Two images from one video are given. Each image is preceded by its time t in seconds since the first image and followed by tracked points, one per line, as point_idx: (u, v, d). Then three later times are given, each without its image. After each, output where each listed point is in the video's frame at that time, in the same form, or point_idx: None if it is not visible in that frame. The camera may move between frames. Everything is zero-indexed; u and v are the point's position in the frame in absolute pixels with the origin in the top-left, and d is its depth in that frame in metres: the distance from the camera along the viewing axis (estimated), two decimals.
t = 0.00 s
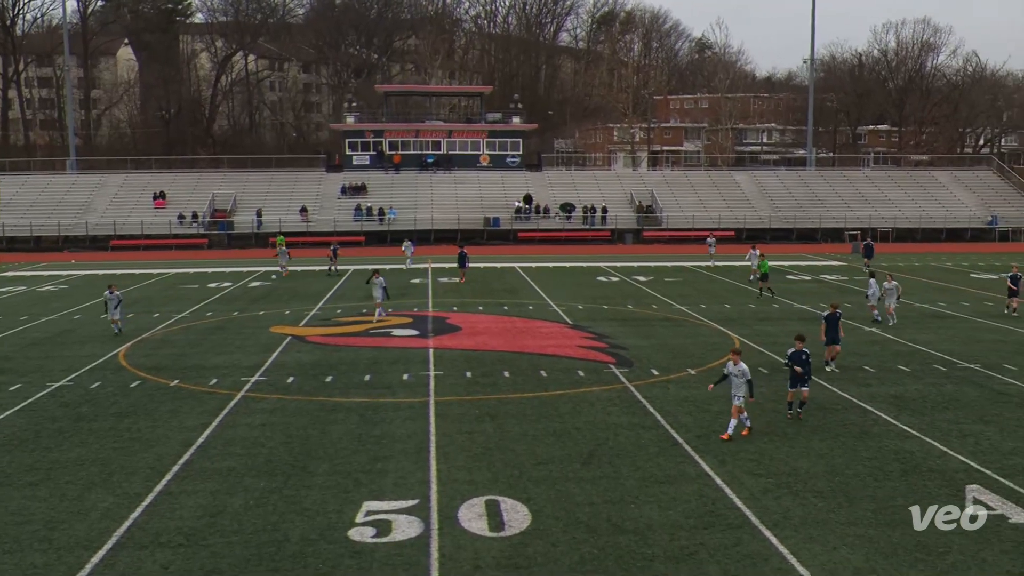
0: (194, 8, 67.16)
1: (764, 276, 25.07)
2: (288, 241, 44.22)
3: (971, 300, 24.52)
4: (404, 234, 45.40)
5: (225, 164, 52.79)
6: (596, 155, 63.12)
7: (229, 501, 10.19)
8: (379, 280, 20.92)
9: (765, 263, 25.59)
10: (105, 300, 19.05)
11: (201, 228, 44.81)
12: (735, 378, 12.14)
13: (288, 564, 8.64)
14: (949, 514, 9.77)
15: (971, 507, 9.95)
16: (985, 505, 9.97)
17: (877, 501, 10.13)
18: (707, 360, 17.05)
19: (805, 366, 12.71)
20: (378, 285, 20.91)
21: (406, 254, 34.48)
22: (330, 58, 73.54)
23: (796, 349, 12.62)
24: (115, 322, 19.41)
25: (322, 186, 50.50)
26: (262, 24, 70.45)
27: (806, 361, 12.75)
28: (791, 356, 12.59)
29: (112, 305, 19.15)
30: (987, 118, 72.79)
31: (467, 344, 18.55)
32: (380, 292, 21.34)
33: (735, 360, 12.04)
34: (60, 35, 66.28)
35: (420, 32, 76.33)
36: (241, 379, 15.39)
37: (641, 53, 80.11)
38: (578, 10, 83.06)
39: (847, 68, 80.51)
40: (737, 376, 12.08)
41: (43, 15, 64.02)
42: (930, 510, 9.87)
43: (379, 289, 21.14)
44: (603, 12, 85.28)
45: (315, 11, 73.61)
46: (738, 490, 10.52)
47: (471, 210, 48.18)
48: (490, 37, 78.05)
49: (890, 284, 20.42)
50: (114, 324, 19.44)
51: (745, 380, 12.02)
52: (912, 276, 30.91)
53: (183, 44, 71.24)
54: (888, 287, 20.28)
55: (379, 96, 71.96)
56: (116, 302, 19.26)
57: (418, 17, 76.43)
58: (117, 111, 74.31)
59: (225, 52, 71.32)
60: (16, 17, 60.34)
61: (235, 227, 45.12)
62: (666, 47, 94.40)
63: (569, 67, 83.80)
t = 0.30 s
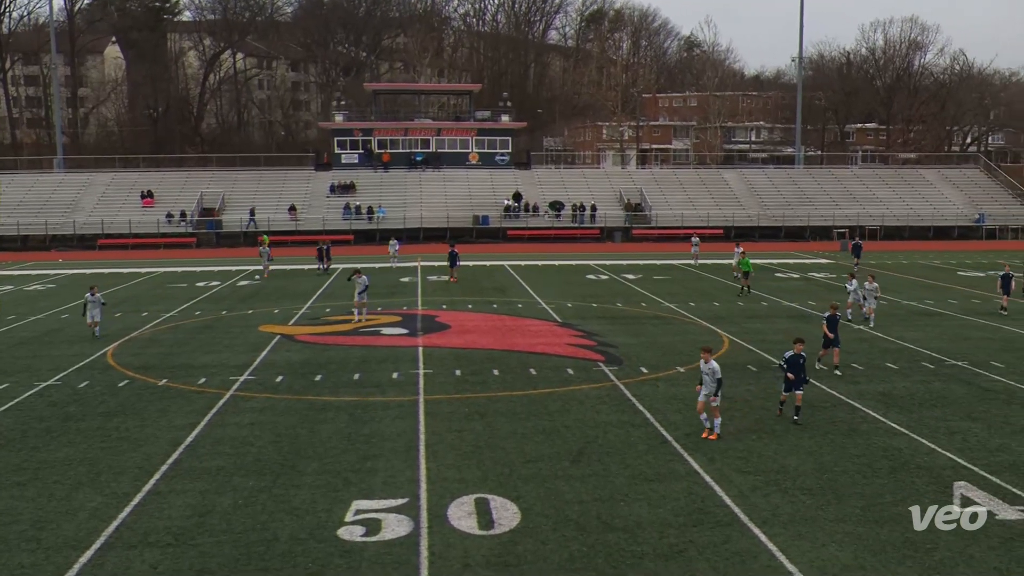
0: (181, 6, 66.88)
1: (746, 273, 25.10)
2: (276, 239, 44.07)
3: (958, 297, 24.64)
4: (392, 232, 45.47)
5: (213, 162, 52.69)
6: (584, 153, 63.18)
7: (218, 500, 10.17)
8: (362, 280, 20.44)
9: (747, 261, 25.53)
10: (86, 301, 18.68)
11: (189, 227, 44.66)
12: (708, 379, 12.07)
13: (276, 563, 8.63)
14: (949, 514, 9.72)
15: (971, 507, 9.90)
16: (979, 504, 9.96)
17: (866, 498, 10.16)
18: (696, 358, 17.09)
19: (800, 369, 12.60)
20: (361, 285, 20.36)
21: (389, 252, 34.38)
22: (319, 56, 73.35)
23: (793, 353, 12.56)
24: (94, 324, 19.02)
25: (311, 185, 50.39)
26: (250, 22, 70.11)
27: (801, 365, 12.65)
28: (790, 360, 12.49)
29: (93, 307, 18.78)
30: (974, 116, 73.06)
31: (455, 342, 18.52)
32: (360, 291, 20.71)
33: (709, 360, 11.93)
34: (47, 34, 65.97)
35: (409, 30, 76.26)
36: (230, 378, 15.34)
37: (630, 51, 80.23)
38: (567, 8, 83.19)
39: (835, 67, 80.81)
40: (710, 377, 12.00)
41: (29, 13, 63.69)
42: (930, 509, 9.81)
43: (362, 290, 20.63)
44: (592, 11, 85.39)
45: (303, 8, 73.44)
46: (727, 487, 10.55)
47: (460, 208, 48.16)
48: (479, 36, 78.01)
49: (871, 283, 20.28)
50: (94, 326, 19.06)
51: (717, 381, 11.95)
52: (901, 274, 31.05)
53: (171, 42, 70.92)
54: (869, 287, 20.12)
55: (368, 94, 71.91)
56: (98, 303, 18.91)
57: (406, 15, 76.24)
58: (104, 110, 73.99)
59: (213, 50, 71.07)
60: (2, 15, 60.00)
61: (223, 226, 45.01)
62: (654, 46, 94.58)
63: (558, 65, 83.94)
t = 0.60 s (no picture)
0: (174, 4, 66.68)
1: (730, 272, 25.10)
2: (270, 237, 43.88)
3: (951, 297, 24.70)
4: (385, 231, 45.46)
5: (206, 160, 52.62)
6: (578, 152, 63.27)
7: (212, 499, 10.15)
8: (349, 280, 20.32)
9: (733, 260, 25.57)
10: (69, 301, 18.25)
11: (182, 225, 44.54)
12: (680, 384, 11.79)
13: (270, 562, 8.61)
14: (948, 514, 9.71)
15: (971, 507, 9.88)
16: (975, 503, 9.97)
17: (860, 497, 10.17)
18: (689, 357, 17.11)
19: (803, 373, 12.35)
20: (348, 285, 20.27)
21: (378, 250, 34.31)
22: (313, 55, 72.94)
23: (795, 354, 12.27)
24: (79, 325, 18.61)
25: (305, 183, 50.31)
26: (244, 20, 69.77)
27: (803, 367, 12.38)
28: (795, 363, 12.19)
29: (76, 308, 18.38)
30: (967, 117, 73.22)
31: (448, 341, 18.50)
32: (348, 292, 20.71)
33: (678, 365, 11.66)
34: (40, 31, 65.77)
35: (403, 29, 76.15)
36: (223, 377, 15.31)
37: (624, 50, 80.34)
38: (561, 7, 83.35)
39: (829, 66, 80.94)
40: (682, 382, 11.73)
41: (21, 10, 63.45)
42: (930, 509, 9.80)
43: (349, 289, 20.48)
44: (586, 10, 85.48)
45: (297, 6, 73.31)
46: (721, 486, 10.55)
47: (454, 207, 48.15)
48: (473, 35, 77.97)
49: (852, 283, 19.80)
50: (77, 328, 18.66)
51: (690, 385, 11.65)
52: (893, 273, 31.13)
53: (164, 40, 70.69)
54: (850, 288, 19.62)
55: (361, 93, 71.92)
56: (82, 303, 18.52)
57: (400, 13, 76.03)
58: (97, 107, 73.78)
59: (206, 47, 70.85)
60: None
61: (216, 225, 44.93)
62: (648, 45, 94.63)
63: (552, 64, 84.06)
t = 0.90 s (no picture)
0: (170, 4, 66.65)
1: (719, 273, 24.99)
2: (266, 238, 43.98)
3: (947, 297, 24.73)
4: (382, 232, 45.49)
5: (202, 161, 52.61)
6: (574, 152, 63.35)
7: (208, 500, 10.13)
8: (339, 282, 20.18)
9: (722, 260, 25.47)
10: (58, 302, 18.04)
11: (179, 226, 44.51)
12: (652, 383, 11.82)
13: (266, 563, 8.61)
14: (948, 514, 9.72)
15: (970, 507, 9.90)
16: (972, 503, 10.00)
17: (856, 497, 10.19)
18: (686, 357, 17.14)
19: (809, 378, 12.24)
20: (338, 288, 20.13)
21: (374, 251, 34.30)
22: (309, 55, 73.35)
23: (801, 359, 12.13)
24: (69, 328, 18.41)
25: (302, 184, 50.29)
26: (240, 20, 69.74)
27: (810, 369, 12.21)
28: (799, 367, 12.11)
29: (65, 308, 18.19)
30: (962, 117, 73.26)
31: (444, 342, 18.48)
32: (339, 295, 20.64)
33: (653, 363, 11.72)
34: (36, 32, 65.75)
35: (399, 30, 76.08)
36: (220, 378, 15.30)
37: (620, 51, 80.30)
38: (557, 7, 83.34)
39: (825, 67, 80.97)
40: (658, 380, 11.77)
41: (17, 11, 63.40)
42: (930, 510, 9.82)
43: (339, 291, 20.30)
44: (582, 10, 85.60)
45: (293, 7, 73.25)
46: (717, 487, 10.56)
47: (451, 207, 48.15)
48: (469, 35, 77.92)
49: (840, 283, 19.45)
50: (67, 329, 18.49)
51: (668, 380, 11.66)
52: (890, 273, 31.16)
53: (160, 41, 70.62)
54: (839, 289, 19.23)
55: (358, 93, 71.94)
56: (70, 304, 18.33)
57: (396, 14, 75.99)
58: (93, 108, 73.73)
59: (202, 48, 70.75)
60: None
61: (213, 225, 44.91)
62: (644, 46, 94.64)
63: (548, 64, 84.01)
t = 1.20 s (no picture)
0: (169, 5, 66.56)
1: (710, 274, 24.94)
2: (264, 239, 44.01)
3: (946, 297, 24.74)
4: (380, 232, 45.49)
5: (201, 161, 52.62)
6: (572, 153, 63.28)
7: (207, 501, 10.13)
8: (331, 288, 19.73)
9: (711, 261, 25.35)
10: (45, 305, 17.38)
11: (177, 226, 44.47)
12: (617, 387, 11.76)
13: (265, 563, 8.61)
14: (948, 514, 9.72)
15: (971, 507, 9.90)
16: (970, 501, 10.04)
17: (855, 497, 10.20)
18: (684, 357, 17.14)
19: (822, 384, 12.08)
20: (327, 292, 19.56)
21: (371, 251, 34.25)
22: (307, 56, 73.18)
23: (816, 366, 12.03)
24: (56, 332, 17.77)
25: (300, 184, 50.27)
26: (239, 21, 69.60)
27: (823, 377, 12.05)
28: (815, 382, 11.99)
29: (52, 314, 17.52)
30: (961, 117, 73.29)
31: (443, 342, 18.48)
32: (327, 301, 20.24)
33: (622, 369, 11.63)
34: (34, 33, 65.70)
35: (398, 30, 76.01)
36: (218, 378, 15.30)
37: (619, 51, 80.28)
38: (556, 7, 83.27)
39: (823, 67, 80.96)
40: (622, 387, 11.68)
41: (15, 11, 63.32)
42: (930, 510, 9.81)
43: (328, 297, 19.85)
44: (580, 10, 85.53)
45: (291, 7, 73.14)
46: (716, 486, 10.57)
47: (450, 208, 48.14)
48: (468, 36, 77.89)
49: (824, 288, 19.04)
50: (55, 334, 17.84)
51: (632, 391, 11.51)
52: (888, 273, 31.19)
53: (158, 41, 70.55)
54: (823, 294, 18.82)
55: (356, 94, 71.95)
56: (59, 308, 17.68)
57: (394, 15, 75.95)
58: (91, 109, 73.70)
59: (201, 48, 70.71)
60: None
61: (212, 225, 44.89)
62: (643, 46, 94.65)
63: (546, 65, 84.01)
